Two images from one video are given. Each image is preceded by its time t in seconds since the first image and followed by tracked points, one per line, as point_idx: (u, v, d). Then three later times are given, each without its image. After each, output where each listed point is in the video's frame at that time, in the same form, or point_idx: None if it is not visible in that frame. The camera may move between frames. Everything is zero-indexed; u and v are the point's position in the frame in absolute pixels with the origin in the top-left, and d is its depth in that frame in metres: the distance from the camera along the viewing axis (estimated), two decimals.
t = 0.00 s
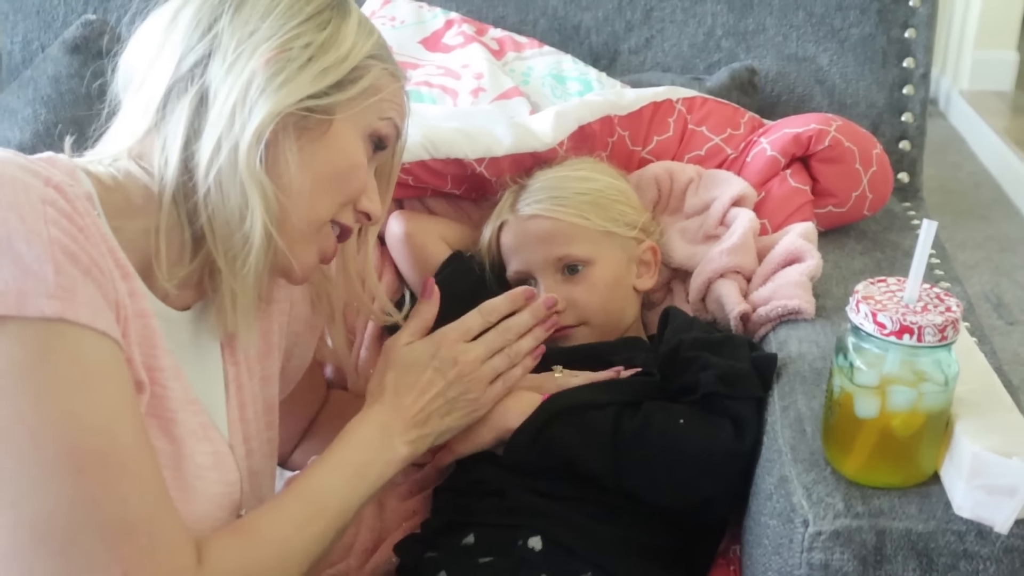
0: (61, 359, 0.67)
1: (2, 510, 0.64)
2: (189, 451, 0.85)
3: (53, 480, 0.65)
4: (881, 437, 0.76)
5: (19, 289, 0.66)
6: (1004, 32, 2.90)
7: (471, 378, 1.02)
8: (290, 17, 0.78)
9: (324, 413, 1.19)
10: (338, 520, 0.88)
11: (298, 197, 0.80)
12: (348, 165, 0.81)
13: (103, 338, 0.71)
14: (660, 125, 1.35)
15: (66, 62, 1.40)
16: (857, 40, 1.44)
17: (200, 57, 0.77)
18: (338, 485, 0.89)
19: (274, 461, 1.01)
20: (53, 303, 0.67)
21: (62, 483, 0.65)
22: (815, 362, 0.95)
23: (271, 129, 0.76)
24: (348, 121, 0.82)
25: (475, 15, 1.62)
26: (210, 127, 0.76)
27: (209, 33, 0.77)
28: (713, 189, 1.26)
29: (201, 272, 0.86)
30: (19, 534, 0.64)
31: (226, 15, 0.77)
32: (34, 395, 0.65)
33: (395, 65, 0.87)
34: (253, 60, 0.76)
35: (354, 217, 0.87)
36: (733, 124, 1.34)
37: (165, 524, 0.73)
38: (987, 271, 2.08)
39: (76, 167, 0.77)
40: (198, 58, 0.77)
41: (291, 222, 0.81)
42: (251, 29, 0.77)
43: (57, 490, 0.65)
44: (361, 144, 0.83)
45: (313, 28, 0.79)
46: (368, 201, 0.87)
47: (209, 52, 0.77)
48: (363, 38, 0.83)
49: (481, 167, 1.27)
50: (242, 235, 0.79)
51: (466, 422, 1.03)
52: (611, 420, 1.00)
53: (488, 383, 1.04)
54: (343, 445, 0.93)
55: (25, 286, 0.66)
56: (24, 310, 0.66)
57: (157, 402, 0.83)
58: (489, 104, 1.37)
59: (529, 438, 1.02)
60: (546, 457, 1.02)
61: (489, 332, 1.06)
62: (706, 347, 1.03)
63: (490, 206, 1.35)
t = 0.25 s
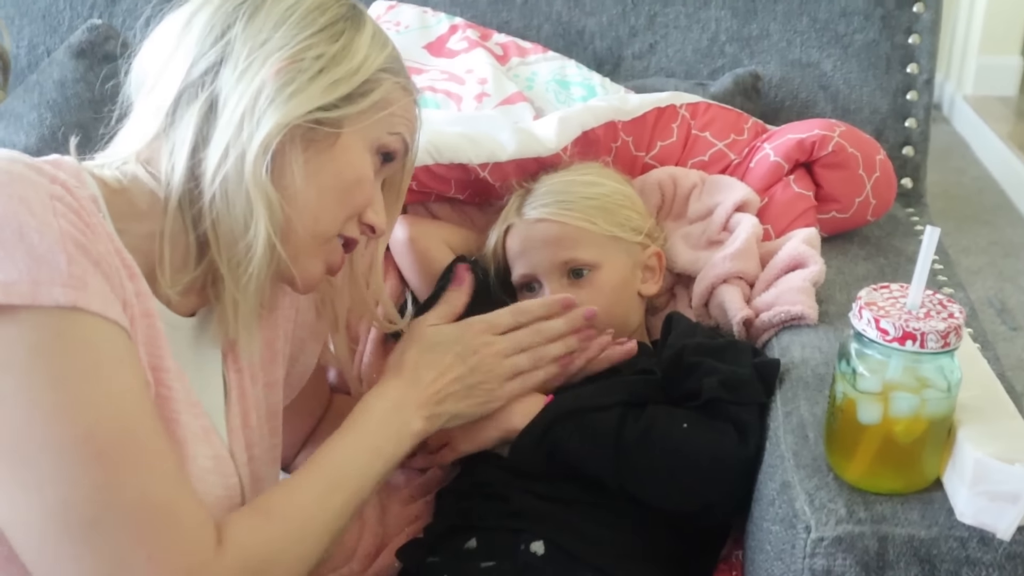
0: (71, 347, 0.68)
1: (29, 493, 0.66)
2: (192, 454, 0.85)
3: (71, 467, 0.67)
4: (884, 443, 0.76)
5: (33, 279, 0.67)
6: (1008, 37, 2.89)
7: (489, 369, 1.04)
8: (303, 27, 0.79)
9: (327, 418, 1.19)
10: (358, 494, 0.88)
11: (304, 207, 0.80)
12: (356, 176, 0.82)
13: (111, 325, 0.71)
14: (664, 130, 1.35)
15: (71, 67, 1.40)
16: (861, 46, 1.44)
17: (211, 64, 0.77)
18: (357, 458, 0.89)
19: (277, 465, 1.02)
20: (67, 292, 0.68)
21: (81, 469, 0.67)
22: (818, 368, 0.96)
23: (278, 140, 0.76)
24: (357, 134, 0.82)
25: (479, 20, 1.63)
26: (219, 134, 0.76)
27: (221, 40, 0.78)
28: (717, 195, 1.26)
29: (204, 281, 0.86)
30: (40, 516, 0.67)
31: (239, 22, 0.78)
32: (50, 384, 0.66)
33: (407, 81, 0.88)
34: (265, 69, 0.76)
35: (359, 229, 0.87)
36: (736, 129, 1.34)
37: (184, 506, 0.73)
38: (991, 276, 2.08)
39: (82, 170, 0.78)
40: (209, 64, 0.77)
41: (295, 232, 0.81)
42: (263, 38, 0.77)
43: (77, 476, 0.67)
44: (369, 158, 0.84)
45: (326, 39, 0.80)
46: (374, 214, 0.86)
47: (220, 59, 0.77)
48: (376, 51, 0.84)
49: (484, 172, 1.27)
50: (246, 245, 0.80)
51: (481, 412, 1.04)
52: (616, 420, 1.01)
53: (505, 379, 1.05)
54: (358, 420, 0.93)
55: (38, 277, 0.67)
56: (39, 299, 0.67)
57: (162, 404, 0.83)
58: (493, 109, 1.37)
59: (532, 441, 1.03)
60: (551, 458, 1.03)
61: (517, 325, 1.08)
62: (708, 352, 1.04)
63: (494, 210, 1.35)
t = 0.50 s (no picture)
0: (82, 350, 0.68)
1: (44, 498, 0.66)
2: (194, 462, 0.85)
3: (89, 470, 0.66)
4: (886, 453, 0.76)
5: (47, 284, 0.67)
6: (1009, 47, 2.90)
7: (514, 370, 1.04)
8: (307, 39, 0.79)
9: (329, 426, 1.19)
10: (378, 497, 0.88)
11: (307, 217, 0.80)
12: (357, 189, 0.82)
13: (121, 327, 0.71)
14: (666, 140, 1.35)
15: (75, 75, 1.41)
16: (862, 56, 1.45)
17: (215, 74, 0.77)
18: (380, 461, 0.89)
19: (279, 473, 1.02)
20: (79, 297, 0.68)
21: (98, 472, 0.67)
22: (819, 378, 0.95)
23: (283, 151, 0.76)
24: (359, 144, 0.82)
25: (481, 30, 1.63)
26: (223, 146, 0.76)
27: (225, 50, 0.78)
28: (718, 204, 1.26)
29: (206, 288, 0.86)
30: (64, 522, 0.67)
31: (244, 33, 0.78)
32: (67, 387, 0.66)
33: (410, 93, 0.88)
34: (269, 80, 0.76)
35: (358, 238, 0.88)
36: (738, 139, 1.34)
37: (202, 505, 0.73)
38: (993, 285, 2.08)
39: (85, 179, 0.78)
40: (212, 75, 0.77)
41: (297, 240, 0.81)
42: (267, 50, 0.78)
43: (93, 479, 0.67)
44: (370, 169, 0.84)
45: (330, 51, 0.80)
46: (372, 225, 0.87)
47: (224, 70, 0.77)
48: (379, 63, 0.84)
49: (487, 182, 1.28)
50: (248, 258, 0.80)
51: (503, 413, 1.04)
52: (618, 430, 1.01)
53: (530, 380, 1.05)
54: (384, 420, 0.92)
55: (51, 282, 0.67)
56: (52, 304, 0.67)
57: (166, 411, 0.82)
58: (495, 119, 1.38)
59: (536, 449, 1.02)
60: (553, 470, 1.02)
61: (543, 331, 1.08)
62: (711, 362, 1.03)
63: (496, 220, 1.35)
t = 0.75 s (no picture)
0: (85, 358, 0.68)
1: (45, 505, 0.66)
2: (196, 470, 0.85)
3: (89, 477, 0.66)
4: (891, 462, 0.76)
5: (50, 292, 0.67)
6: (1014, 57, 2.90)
7: (509, 369, 1.04)
8: (308, 46, 0.79)
9: (332, 433, 1.19)
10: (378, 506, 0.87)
11: (311, 222, 0.80)
12: (361, 194, 0.82)
13: (124, 333, 0.71)
14: (670, 149, 1.35)
15: (78, 84, 1.42)
16: (867, 65, 1.45)
17: (216, 83, 0.77)
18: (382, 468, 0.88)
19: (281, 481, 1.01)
20: (83, 304, 0.68)
21: (98, 479, 0.67)
22: (824, 388, 0.95)
23: (288, 158, 0.76)
24: (363, 148, 0.82)
25: (486, 38, 1.63)
26: (226, 155, 0.76)
27: (227, 59, 0.78)
28: (722, 213, 1.26)
29: (211, 294, 0.87)
30: (67, 528, 0.66)
31: (245, 40, 0.78)
32: (68, 394, 0.66)
33: (410, 98, 0.88)
34: (271, 88, 0.76)
35: (361, 243, 0.87)
36: (742, 148, 1.34)
37: (206, 509, 0.73)
38: (997, 295, 2.07)
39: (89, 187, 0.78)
40: (213, 84, 0.77)
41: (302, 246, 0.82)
42: (268, 58, 0.78)
43: (94, 486, 0.66)
44: (373, 174, 0.84)
45: (331, 57, 0.80)
46: (376, 230, 0.87)
47: (226, 78, 0.77)
48: (379, 68, 0.84)
49: (491, 191, 1.28)
50: (254, 264, 0.81)
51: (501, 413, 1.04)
52: (624, 438, 1.01)
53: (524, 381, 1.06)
54: (388, 426, 0.92)
55: (54, 289, 0.67)
56: (55, 311, 0.67)
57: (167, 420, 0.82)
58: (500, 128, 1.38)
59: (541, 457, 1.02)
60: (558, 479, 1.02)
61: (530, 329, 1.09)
62: (714, 372, 1.03)
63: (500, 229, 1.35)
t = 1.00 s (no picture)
0: (91, 380, 0.68)
1: (52, 530, 0.66)
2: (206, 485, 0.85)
3: (96, 500, 0.66)
4: (898, 466, 0.76)
5: (55, 313, 0.67)
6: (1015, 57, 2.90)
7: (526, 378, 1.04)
8: (296, 54, 0.79)
9: (339, 445, 1.19)
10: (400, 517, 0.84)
11: (314, 228, 0.81)
12: (361, 197, 0.82)
13: (131, 356, 0.71)
14: (672, 156, 1.35)
15: (82, 101, 1.43)
16: (868, 68, 1.46)
17: (208, 100, 0.78)
18: (404, 477, 0.84)
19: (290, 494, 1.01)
20: (88, 324, 0.68)
21: (104, 502, 0.67)
22: (830, 393, 0.95)
23: (286, 166, 0.76)
24: (360, 149, 0.83)
25: (487, 48, 1.63)
26: (224, 170, 0.76)
27: (216, 75, 0.78)
28: (725, 219, 1.26)
29: (217, 310, 0.87)
30: (74, 552, 0.67)
31: (232, 55, 0.79)
32: (73, 417, 0.66)
33: (402, 95, 0.88)
34: (264, 99, 0.77)
35: (368, 245, 0.88)
36: (744, 154, 1.35)
37: (216, 528, 0.73)
38: (1003, 295, 2.07)
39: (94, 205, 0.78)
40: (205, 101, 0.78)
41: (305, 254, 0.82)
42: (257, 69, 0.78)
43: (101, 509, 0.67)
44: (372, 175, 0.84)
45: (320, 63, 0.80)
46: (381, 230, 0.88)
47: (218, 94, 0.78)
48: (368, 69, 0.84)
49: (495, 202, 1.28)
50: (259, 277, 0.80)
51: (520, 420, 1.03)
52: (633, 450, 1.00)
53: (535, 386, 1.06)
54: (414, 432, 0.87)
55: (59, 310, 0.67)
56: (60, 332, 0.67)
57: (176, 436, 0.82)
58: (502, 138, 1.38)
59: (550, 468, 1.02)
60: (566, 492, 1.02)
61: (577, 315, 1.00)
62: (720, 383, 1.04)
63: (505, 239, 1.35)
